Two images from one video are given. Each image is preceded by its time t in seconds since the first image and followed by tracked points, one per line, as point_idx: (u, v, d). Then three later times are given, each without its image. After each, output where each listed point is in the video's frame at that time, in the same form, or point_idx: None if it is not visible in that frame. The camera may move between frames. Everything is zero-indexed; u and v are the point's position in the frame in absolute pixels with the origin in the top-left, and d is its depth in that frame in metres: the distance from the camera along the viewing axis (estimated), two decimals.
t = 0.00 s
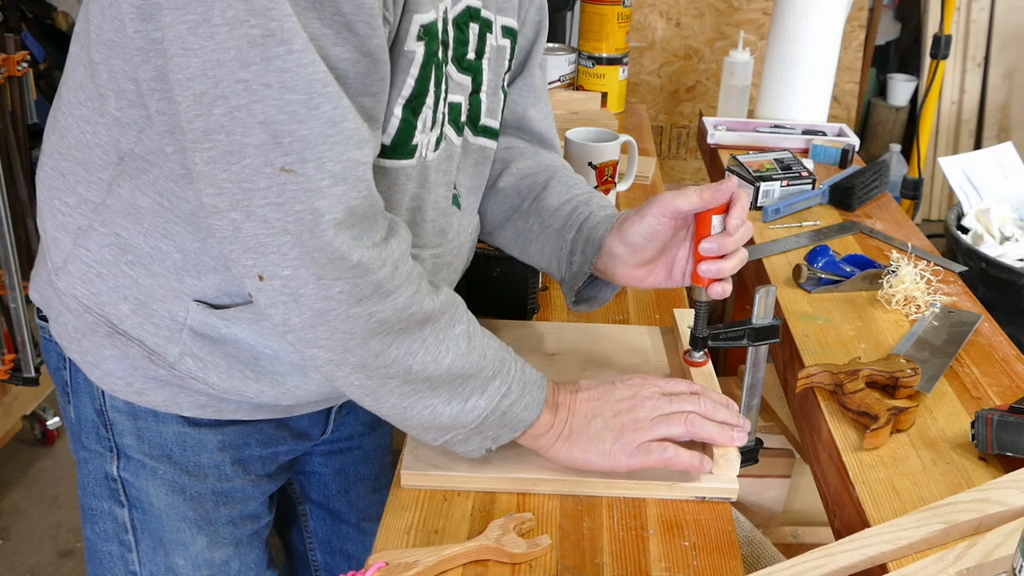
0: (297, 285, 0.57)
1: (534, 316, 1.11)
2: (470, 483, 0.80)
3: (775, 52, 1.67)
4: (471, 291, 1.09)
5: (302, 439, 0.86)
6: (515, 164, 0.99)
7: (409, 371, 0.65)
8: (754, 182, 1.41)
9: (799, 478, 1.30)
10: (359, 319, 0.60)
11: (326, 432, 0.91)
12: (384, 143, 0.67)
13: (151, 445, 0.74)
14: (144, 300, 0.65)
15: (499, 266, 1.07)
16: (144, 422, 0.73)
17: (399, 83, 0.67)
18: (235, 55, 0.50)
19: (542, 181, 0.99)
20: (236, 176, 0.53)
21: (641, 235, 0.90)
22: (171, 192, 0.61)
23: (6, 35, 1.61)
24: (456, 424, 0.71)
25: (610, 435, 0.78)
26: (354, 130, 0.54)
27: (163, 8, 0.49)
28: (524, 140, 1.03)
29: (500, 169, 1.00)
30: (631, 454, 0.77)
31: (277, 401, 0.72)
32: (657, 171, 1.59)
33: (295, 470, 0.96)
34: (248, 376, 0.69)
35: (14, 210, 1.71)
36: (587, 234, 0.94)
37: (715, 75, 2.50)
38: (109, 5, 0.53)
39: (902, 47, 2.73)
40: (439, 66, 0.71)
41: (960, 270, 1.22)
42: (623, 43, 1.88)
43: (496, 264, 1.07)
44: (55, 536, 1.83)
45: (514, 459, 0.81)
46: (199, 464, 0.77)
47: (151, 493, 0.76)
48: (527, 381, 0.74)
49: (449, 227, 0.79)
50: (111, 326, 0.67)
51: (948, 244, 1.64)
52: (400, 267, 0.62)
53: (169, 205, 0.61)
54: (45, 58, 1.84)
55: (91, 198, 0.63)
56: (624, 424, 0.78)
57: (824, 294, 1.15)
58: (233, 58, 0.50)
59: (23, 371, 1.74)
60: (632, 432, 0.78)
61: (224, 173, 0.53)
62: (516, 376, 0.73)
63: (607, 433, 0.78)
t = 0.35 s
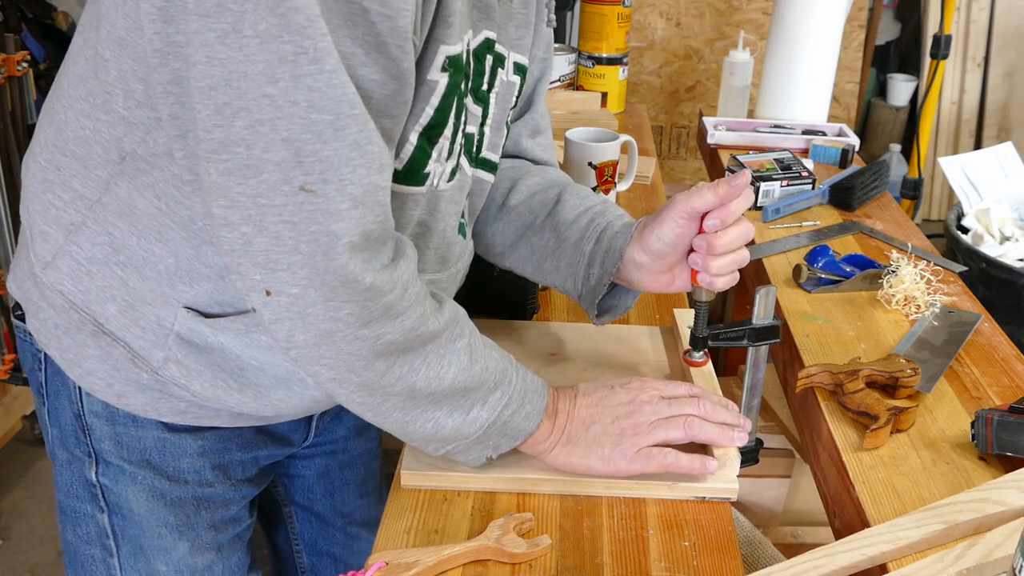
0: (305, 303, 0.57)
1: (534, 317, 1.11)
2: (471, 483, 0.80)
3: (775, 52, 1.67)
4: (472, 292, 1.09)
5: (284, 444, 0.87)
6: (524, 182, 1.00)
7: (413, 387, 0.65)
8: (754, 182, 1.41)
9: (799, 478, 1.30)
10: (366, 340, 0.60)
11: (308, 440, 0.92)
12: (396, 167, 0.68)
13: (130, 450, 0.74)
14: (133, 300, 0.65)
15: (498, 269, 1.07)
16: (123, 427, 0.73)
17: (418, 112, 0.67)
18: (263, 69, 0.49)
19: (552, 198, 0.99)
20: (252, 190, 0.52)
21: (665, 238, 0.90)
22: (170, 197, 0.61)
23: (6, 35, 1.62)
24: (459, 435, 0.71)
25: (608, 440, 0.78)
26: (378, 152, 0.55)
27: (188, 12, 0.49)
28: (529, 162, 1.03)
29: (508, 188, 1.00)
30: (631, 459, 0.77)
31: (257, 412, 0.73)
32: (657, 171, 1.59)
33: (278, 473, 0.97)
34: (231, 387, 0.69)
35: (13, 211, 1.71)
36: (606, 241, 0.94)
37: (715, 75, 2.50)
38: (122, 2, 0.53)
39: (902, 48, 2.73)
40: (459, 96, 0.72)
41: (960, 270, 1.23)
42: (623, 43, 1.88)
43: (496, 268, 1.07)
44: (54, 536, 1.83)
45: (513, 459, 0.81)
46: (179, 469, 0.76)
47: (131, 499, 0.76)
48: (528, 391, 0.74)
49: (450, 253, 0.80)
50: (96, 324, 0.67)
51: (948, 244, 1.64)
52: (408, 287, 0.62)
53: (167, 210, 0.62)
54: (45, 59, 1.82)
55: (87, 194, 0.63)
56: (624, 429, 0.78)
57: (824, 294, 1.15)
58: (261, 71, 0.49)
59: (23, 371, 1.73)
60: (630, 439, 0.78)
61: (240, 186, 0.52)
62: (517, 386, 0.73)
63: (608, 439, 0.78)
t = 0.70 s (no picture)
0: (305, 322, 0.57)
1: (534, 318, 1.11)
2: (472, 483, 0.80)
3: (775, 52, 1.67)
4: (472, 292, 1.09)
5: (273, 449, 0.87)
6: (545, 177, 1.00)
7: (414, 401, 0.65)
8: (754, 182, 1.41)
9: (799, 478, 1.30)
10: (368, 359, 0.60)
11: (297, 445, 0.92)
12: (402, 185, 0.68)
13: (120, 456, 0.74)
14: (127, 305, 0.65)
15: (500, 267, 1.07)
16: (113, 434, 0.73)
17: (424, 129, 0.67)
18: (272, 87, 0.49)
19: (574, 190, 1.00)
20: (256, 208, 0.52)
21: (662, 228, 0.91)
22: (170, 204, 0.61)
23: (6, 35, 1.62)
24: (461, 443, 0.71)
25: (609, 442, 0.78)
26: (385, 174, 0.55)
27: (199, 25, 0.49)
28: (549, 156, 1.04)
29: (530, 184, 1.01)
30: (631, 460, 0.77)
31: (249, 420, 0.72)
32: (656, 171, 1.59)
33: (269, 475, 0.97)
34: (223, 396, 0.69)
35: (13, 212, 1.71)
36: (629, 229, 0.94)
37: (715, 75, 2.50)
38: (126, 9, 0.54)
39: (902, 48, 2.73)
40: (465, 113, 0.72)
41: (960, 271, 1.22)
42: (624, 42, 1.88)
43: (498, 265, 1.07)
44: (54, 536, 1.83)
45: (513, 459, 0.81)
46: (170, 475, 0.76)
47: (121, 506, 0.76)
48: (528, 395, 0.74)
49: (450, 267, 0.80)
50: (88, 330, 0.66)
51: (948, 244, 1.64)
52: (409, 302, 0.62)
53: (165, 217, 0.62)
54: (46, 59, 1.82)
55: (83, 199, 0.63)
56: (625, 430, 0.79)
57: (824, 294, 1.15)
58: (270, 89, 0.49)
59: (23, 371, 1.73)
60: (631, 441, 0.78)
61: (243, 203, 0.52)
62: (517, 392, 0.73)
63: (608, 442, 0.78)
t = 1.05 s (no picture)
0: (299, 327, 0.57)
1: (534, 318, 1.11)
2: (471, 483, 0.80)
3: (776, 51, 1.67)
4: (471, 291, 1.09)
5: (264, 450, 0.88)
6: (567, 171, 1.00)
7: (410, 403, 0.65)
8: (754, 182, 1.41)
9: (799, 478, 1.30)
10: (363, 362, 0.60)
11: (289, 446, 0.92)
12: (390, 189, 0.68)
13: (108, 459, 0.74)
14: (117, 308, 0.65)
15: (499, 267, 1.07)
16: (101, 436, 0.73)
17: (412, 133, 0.67)
18: (260, 93, 0.49)
19: (596, 183, 1.00)
20: (247, 214, 0.52)
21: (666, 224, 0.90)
22: (158, 207, 0.61)
23: (5, 35, 1.63)
24: (458, 445, 0.72)
25: (608, 443, 0.78)
26: (376, 180, 0.55)
27: (185, 31, 0.49)
28: (573, 148, 1.03)
29: (553, 178, 1.01)
30: (632, 461, 0.77)
31: (237, 422, 0.72)
32: (656, 171, 1.59)
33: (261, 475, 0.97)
34: (211, 399, 0.69)
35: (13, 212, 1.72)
36: (645, 223, 0.94)
37: (715, 75, 2.50)
38: (113, 13, 0.54)
39: (903, 48, 2.73)
40: (454, 118, 0.72)
41: (960, 271, 1.22)
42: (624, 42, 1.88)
43: (497, 265, 1.07)
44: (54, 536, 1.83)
45: (515, 460, 0.81)
46: (158, 477, 0.76)
47: (110, 509, 0.76)
48: (527, 395, 0.74)
49: (439, 270, 0.80)
50: (75, 332, 0.66)
51: (948, 244, 1.64)
52: (403, 305, 0.62)
53: (152, 220, 0.62)
54: (45, 59, 1.82)
55: (70, 202, 0.63)
56: (625, 430, 0.79)
57: (824, 294, 1.15)
58: (258, 95, 0.49)
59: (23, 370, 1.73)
60: (630, 443, 0.78)
61: (235, 210, 0.52)
62: (515, 392, 0.73)
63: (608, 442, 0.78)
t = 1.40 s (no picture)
0: (299, 314, 0.57)
1: (534, 318, 1.11)
2: (471, 483, 0.80)
3: (776, 51, 1.67)
4: (471, 291, 1.09)
5: (267, 451, 0.88)
6: (586, 164, 1.01)
7: (411, 395, 0.65)
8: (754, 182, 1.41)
9: (799, 478, 1.30)
10: (363, 349, 0.60)
11: (291, 447, 0.92)
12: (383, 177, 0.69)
13: (109, 461, 0.74)
14: (114, 307, 0.65)
15: (498, 267, 1.07)
16: (101, 438, 0.73)
17: (401, 120, 0.67)
18: (249, 80, 0.49)
19: (615, 175, 1.00)
20: (242, 203, 0.52)
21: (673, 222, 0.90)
22: (151, 205, 0.62)
23: (5, 35, 1.63)
24: (459, 441, 0.71)
25: (609, 443, 0.78)
26: (370, 163, 0.55)
27: (170, 22, 0.49)
28: (589, 138, 1.03)
29: (572, 171, 1.01)
30: (632, 461, 0.78)
31: (239, 421, 0.72)
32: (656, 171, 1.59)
33: (263, 477, 0.97)
34: (212, 397, 0.69)
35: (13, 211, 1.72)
36: (660, 218, 0.94)
37: (715, 75, 2.50)
38: (99, 10, 0.54)
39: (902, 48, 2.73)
40: (445, 104, 0.72)
41: (960, 271, 1.22)
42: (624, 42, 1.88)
43: (497, 265, 1.07)
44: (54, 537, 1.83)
45: (516, 460, 0.81)
46: (159, 479, 0.76)
47: (111, 510, 0.76)
48: (527, 395, 0.74)
49: (437, 262, 0.80)
50: (74, 333, 0.66)
51: (948, 244, 1.64)
52: (403, 293, 0.62)
53: (146, 218, 0.62)
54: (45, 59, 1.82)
55: (66, 202, 0.64)
56: (623, 431, 0.79)
57: (824, 294, 1.15)
58: (248, 82, 0.49)
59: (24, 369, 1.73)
60: (631, 441, 0.78)
61: (230, 199, 0.52)
62: (516, 391, 0.73)
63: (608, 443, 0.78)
